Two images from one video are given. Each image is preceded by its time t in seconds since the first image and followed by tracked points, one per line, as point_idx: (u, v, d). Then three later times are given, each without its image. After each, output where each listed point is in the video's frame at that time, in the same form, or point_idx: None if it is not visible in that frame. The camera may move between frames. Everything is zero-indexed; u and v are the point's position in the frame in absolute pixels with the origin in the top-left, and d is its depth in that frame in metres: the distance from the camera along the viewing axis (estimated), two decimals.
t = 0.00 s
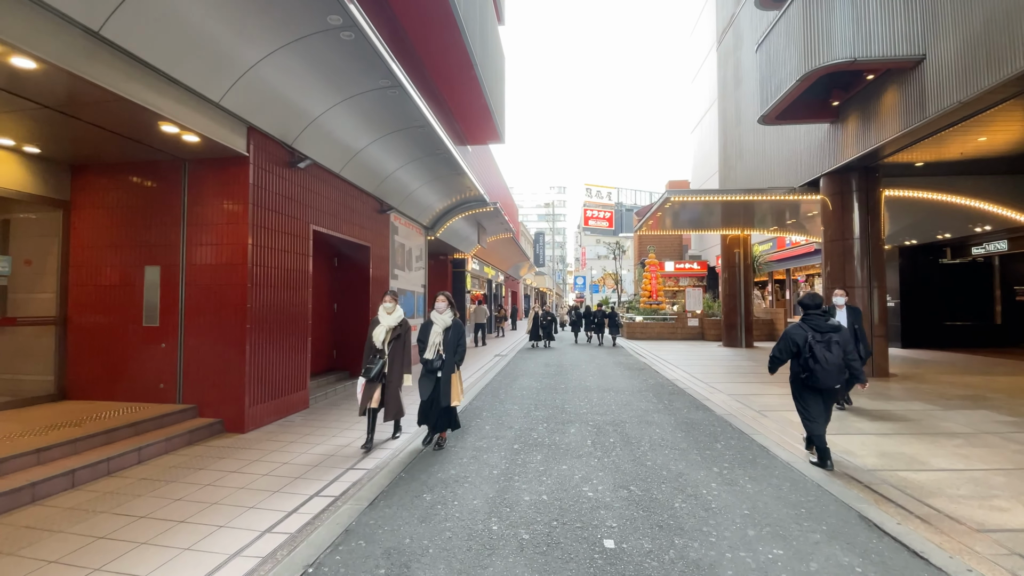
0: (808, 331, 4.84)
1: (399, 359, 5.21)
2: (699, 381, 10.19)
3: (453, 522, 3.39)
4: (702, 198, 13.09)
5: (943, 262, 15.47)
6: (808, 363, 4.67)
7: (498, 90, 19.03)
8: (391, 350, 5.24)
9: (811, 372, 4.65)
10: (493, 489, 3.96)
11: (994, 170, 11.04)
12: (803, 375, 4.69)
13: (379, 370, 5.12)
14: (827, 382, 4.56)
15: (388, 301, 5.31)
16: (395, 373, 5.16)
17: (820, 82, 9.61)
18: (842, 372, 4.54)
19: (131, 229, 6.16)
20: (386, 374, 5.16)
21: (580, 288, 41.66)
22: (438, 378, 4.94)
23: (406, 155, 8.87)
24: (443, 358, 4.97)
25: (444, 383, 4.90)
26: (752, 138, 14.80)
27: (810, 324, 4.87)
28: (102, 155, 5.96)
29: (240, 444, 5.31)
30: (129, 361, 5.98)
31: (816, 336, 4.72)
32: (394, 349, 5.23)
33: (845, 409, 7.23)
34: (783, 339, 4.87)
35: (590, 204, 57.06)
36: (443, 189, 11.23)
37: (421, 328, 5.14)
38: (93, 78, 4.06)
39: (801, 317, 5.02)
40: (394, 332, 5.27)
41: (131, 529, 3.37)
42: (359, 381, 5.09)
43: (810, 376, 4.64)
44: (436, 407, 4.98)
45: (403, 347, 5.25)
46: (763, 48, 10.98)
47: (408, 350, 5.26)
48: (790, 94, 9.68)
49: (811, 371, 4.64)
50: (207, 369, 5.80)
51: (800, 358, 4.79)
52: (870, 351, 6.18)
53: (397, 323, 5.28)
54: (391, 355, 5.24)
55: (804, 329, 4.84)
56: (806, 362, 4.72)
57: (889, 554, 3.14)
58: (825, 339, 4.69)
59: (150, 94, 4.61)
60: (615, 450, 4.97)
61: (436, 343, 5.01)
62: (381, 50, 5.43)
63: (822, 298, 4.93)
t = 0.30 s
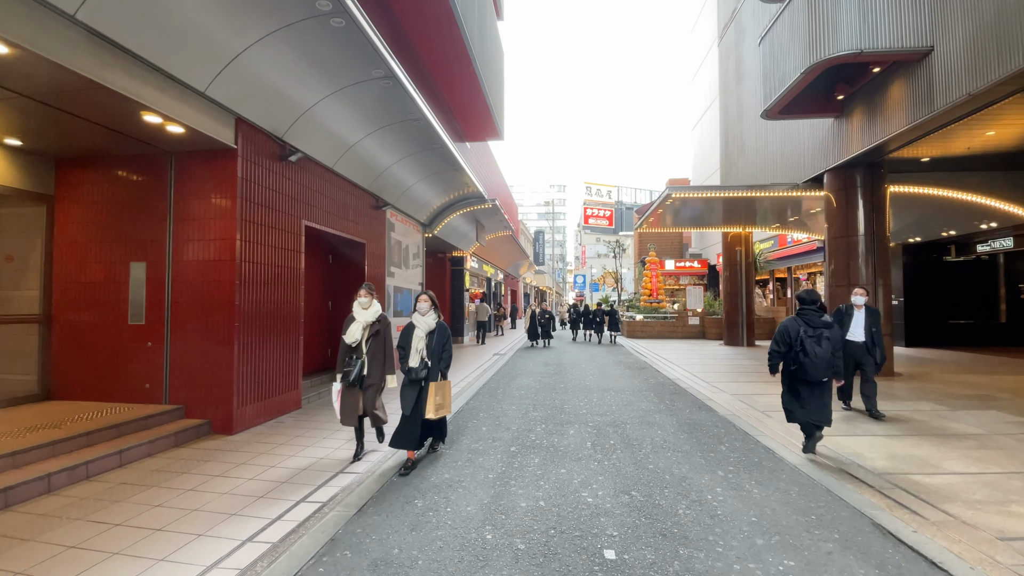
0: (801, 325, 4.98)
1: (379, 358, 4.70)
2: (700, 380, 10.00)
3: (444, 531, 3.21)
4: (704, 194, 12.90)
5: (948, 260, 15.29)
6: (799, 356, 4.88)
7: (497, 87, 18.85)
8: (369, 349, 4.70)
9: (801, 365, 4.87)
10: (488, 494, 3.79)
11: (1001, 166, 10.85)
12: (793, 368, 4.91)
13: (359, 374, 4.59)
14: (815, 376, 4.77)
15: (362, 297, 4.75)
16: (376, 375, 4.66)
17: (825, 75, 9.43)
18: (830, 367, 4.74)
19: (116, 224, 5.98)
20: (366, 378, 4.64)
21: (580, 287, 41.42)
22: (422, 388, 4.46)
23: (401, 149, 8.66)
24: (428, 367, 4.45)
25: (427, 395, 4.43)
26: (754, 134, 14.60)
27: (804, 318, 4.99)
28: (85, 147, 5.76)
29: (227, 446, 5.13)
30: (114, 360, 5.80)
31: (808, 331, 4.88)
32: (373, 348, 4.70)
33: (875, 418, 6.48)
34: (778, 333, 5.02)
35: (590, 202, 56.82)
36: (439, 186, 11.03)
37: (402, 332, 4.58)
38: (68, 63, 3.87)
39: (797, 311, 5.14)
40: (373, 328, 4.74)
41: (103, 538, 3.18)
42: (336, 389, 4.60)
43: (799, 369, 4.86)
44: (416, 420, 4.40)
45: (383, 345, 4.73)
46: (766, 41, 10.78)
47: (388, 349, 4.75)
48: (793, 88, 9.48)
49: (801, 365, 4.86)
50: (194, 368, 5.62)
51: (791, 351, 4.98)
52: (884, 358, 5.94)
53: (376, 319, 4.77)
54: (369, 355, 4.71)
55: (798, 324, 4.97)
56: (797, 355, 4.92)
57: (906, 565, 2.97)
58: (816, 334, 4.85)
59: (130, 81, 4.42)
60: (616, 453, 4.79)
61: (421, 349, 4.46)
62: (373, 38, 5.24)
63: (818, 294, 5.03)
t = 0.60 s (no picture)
0: (796, 326, 5.08)
1: (355, 365, 4.11)
2: (703, 380, 9.79)
3: (435, 546, 3.00)
4: (708, 190, 12.65)
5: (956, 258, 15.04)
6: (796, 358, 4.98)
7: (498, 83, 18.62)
8: (344, 357, 4.12)
9: (798, 365, 4.96)
10: (484, 504, 3.58)
11: (1012, 161, 10.61)
12: (789, 368, 5.00)
13: (335, 387, 4.03)
14: (814, 376, 4.85)
15: (337, 297, 4.13)
16: (353, 386, 4.06)
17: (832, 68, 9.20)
18: (828, 366, 4.82)
19: (101, 220, 5.79)
20: (342, 389, 4.05)
21: (582, 285, 41.16)
22: (402, 394, 4.04)
23: (397, 144, 8.46)
24: (407, 366, 4.05)
25: (410, 402, 3.98)
26: (759, 130, 14.34)
27: (798, 320, 5.11)
28: (69, 140, 5.57)
29: (214, 450, 4.93)
30: (98, 360, 5.62)
31: (803, 332, 4.98)
32: (348, 355, 4.12)
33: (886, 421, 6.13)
34: (775, 335, 5.09)
35: (592, 200, 56.64)
36: (438, 182, 10.80)
37: (380, 331, 4.18)
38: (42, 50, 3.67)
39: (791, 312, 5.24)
40: (349, 332, 4.15)
41: (72, 553, 2.99)
42: (302, 396, 3.98)
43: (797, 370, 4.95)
44: (404, 431, 4.00)
45: (360, 351, 4.15)
46: (772, 34, 10.54)
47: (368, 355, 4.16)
48: (801, 81, 9.21)
49: (798, 365, 4.95)
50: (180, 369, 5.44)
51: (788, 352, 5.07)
52: (911, 359, 5.61)
53: (352, 322, 4.16)
54: (345, 363, 4.11)
55: (793, 326, 5.06)
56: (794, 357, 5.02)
57: None
58: (811, 335, 4.94)
59: (108, 69, 4.22)
60: (618, 458, 4.58)
61: (398, 348, 4.04)
62: (364, 24, 5.03)
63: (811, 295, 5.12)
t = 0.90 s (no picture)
0: (790, 321, 5.36)
1: (327, 373, 3.68)
2: (710, 381, 9.61)
3: (431, 560, 2.81)
4: (715, 187, 12.42)
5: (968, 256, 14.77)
6: (788, 351, 5.27)
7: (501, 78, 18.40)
8: (315, 361, 3.69)
9: (791, 358, 5.25)
10: (485, 513, 3.40)
11: None
12: (783, 361, 5.27)
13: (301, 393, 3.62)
14: (806, 368, 5.16)
15: (313, 294, 3.73)
16: (323, 398, 3.64)
17: (845, 59, 8.97)
18: (819, 358, 5.15)
19: (91, 217, 5.63)
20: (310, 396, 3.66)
21: (586, 283, 40.96)
22: (385, 415, 3.37)
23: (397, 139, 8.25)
24: (391, 384, 3.41)
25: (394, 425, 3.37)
26: (767, 124, 14.05)
27: (792, 315, 5.38)
28: (58, 134, 5.42)
29: (206, 454, 4.78)
30: (89, 360, 5.47)
31: (797, 327, 5.27)
32: (319, 361, 3.68)
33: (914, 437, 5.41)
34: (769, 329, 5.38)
35: (595, 198, 56.32)
36: (437, 179, 10.56)
37: (361, 338, 3.61)
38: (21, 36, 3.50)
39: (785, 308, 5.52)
40: (322, 334, 3.70)
41: (48, 565, 2.83)
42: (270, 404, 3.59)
43: (789, 362, 5.25)
44: (385, 457, 3.35)
45: (334, 356, 3.70)
46: (780, 26, 10.29)
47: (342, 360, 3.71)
48: (811, 73, 8.96)
49: (791, 358, 5.24)
50: (172, 369, 5.28)
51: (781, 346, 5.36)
52: (944, 364, 5.19)
53: (327, 323, 3.70)
54: (316, 368, 3.68)
55: (788, 321, 5.34)
56: (786, 350, 5.31)
57: None
58: (802, 329, 5.26)
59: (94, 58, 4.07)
60: (625, 463, 4.40)
61: (378, 361, 3.42)
62: (361, 13, 4.86)
63: (806, 292, 5.38)
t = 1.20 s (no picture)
0: (796, 320, 5.20)
1: (295, 383, 3.15)
2: (719, 380, 9.38)
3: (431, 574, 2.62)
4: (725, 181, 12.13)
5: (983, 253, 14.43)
6: (792, 349, 5.09)
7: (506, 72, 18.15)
8: (279, 371, 3.13)
9: (795, 356, 5.07)
10: (489, 521, 3.20)
11: None
12: (787, 358, 5.10)
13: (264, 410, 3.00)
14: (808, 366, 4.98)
15: (272, 292, 3.16)
16: (290, 410, 3.12)
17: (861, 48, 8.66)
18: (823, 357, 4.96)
19: (84, 210, 5.47)
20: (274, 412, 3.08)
21: (591, 281, 40.71)
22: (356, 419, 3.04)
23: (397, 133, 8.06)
24: (366, 384, 3.03)
25: (366, 432, 2.96)
26: (777, 118, 13.73)
27: (798, 314, 5.21)
28: (48, 125, 5.25)
29: (199, 455, 4.61)
30: (81, 358, 5.31)
31: (801, 325, 5.11)
32: (286, 369, 3.14)
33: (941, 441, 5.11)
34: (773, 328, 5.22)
35: (600, 196, 55.97)
36: (440, 174, 10.37)
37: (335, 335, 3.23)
38: None
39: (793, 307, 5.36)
40: (287, 339, 3.16)
41: None
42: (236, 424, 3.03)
43: (793, 360, 5.07)
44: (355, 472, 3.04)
45: (301, 362, 3.17)
46: (793, 16, 10.00)
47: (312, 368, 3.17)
48: (825, 63, 8.68)
49: (795, 356, 5.06)
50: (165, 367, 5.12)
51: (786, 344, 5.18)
52: (988, 362, 4.88)
53: (292, 326, 3.18)
54: (281, 378, 3.13)
55: (792, 319, 5.18)
56: (791, 348, 5.13)
57: None
58: (808, 327, 5.08)
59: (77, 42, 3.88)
60: (635, 467, 4.19)
61: (351, 359, 3.04)
62: None
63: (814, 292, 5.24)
